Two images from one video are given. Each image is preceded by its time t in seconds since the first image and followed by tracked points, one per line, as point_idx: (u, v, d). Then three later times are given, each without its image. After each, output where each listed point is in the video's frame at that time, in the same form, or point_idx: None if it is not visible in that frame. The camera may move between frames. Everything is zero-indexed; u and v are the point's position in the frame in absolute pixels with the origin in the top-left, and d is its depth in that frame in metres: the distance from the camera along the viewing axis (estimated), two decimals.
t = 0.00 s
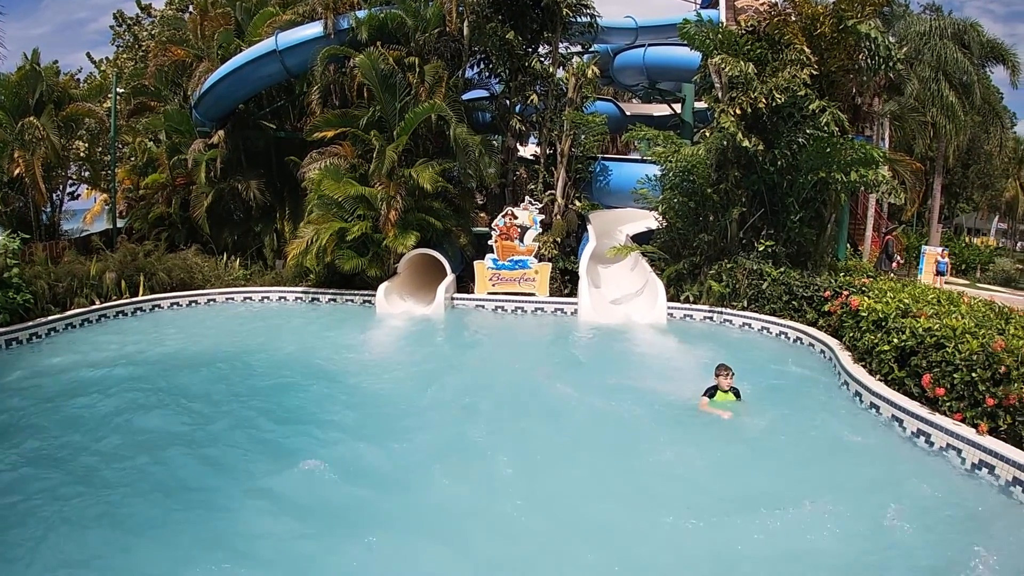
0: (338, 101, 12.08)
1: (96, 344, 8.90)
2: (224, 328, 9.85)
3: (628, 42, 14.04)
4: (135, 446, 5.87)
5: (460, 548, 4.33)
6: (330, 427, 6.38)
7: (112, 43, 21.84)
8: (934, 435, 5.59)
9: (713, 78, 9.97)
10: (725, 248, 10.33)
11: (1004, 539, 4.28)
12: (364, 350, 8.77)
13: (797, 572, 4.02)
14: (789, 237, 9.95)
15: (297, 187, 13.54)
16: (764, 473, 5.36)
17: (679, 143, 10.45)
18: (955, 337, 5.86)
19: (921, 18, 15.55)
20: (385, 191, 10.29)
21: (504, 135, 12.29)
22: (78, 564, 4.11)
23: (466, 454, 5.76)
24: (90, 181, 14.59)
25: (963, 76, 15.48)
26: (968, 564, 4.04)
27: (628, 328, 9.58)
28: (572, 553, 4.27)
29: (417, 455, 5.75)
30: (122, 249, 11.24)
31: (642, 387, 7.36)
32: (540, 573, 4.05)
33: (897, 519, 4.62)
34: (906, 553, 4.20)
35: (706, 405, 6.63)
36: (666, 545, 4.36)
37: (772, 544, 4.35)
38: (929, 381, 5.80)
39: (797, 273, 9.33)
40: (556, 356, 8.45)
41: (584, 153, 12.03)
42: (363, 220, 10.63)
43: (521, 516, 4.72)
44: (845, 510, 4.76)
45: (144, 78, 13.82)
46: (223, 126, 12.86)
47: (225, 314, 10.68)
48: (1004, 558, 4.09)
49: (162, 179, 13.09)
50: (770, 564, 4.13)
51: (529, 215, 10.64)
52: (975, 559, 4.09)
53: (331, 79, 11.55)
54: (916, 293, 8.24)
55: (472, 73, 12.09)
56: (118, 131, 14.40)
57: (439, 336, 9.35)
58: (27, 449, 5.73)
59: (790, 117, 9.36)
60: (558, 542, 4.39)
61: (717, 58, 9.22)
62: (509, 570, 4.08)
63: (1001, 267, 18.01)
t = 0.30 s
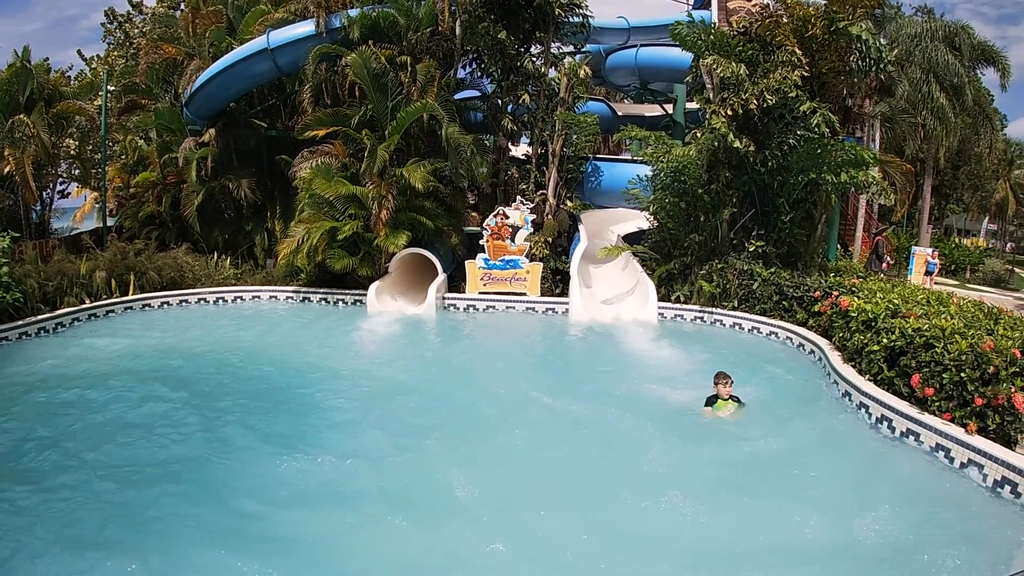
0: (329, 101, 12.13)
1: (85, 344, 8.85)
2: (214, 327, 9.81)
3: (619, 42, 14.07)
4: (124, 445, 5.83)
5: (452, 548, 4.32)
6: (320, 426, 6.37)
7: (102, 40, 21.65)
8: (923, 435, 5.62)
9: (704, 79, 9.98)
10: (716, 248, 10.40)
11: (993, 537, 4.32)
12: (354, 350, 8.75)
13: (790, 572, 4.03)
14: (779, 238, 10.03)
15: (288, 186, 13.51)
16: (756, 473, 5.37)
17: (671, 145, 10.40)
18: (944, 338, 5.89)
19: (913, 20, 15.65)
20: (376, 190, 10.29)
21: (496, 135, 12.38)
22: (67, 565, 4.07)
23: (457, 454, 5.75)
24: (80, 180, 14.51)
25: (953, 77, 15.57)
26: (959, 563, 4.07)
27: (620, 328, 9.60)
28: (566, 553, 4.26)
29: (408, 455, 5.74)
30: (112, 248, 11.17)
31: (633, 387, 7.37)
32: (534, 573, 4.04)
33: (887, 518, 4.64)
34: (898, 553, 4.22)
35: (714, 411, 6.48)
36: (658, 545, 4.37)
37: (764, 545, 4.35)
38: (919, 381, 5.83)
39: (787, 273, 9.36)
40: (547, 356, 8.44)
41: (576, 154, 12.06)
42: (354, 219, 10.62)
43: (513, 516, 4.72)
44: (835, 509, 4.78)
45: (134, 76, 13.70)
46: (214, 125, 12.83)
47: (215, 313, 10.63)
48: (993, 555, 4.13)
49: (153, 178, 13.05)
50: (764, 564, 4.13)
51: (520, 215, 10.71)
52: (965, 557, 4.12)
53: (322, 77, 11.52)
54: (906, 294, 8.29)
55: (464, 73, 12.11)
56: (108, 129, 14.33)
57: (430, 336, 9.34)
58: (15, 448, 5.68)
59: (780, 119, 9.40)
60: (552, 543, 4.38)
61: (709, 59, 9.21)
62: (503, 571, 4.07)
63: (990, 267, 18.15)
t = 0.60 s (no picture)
0: (323, 99, 11.99)
1: (78, 342, 8.82)
2: (208, 326, 9.79)
3: (614, 41, 13.99)
4: (117, 445, 5.81)
5: (444, 548, 4.32)
6: (313, 425, 6.36)
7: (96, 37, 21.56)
8: (915, 434, 5.65)
9: (698, 78, 9.96)
10: (710, 247, 10.41)
11: (984, 536, 4.35)
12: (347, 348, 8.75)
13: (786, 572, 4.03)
14: (773, 237, 10.07)
15: (282, 184, 13.47)
16: (751, 473, 5.37)
17: (664, 143, 10.52)
18: (937, 336, 5.92)
19: (906, 20, 15.72)
20: (370, 188, 10.31)
21: (490, 134, 12.36)
22: (61, 565, 4.05)
23: (450, 453, 5.75)
24: (73, 178, 14.46)
25: (947, 78, 15.64)
26: (954, 562, 4.08)
27: (614, 328, 9.61)
28: (562, 553, 4.25)
29: (401, 454, 5.73)
30: (105, 247, 11.14)
31: (627, 386, 7.38)
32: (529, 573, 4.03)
33: (879, 517, 4.66)
34: (894, 553, 4.22)
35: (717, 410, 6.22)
36: (651, 544, 4.37)
37: (756, 543, 4.36)
38: (911, 379, 5.86)
39: (780, 272, 9.39)
40: (541, 355, 8.45)
41: (570, 152, 12.16)
42: (348, 218, 10.61)
43: (507, 515, 4.72)
44: (827, 509, 4.80)
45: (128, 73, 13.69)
46: (207, 122, 12.81)
47: (208, 312, 10.60)
48: (984, 554, 4.15)
49: (146, 176, 13.08)
50: (760, 564, 4.13)
51: (514, 214, 10.68)
52: (956, 556, 4.14)
53: (316, 76, 11.47)
54: (898, 294, 8.32)
55: (458, 71, 12.15)
56: (102, 127, 14.28)
57: (423, 335, 9.34)
58: (6, 447, 5.66)
59: (774, 118, 9.45)
60: (548, 543, 4.36)
61: (703, 58, 9.26)
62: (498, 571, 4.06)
63: (983, 267, 18.26)
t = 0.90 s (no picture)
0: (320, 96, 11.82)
1: (74, 339, 8.81)
2: (204, 323, 9.78)
3: (613, 40, 14.02)
4: (114, 443, 5.78)
5: (440, 545, 4.32)
6: (309, 423, 6.36)
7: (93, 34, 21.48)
8: (911, 432, 5.67)
9: (696, 76, 9.98)
10: (706, 246, 10.44)
11: (980, 534, 4.37)
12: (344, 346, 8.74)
13: (784, 570, 4.03)
14: (770, 235, 10.06)
15: (279, 181, 13.42)
16: (747, 471, 5.38)
17: (662, 142, 10.45)
18: (933, 335, 5.93)
19: (904, 20, 15.74)
20: (367, 186, 10.32)
21: (488, 131, 12.31)
22: (55, 563, 4.03)
23: (447, 451, 5.75)
24: (70, 175, 14.43)
25: (944, 77, 15.64)
26: (950, 560, 4.09)
27: (611, 326, 9.61)
28: (560, 552, 4.25)
29: (398, 452, 5.73)
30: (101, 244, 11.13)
31: (624, 384, 7.38)
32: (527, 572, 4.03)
33: (875, 515, 4.67)
34: (891, 551, 4.23)
35: (721, 413, 6.15)
36: (647, 542, 4.38)
37: (751, 541, 4.38)
38: (907, 378, 5.87)
39: (777, 271, 9.40)
40: (538, 353, 8.45)
41: (567, 151, 12.17)
42: (345, 215, 10.62)
43: (504, 513, 4.73)
44: (823, 507, 4.81)
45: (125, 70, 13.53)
46: (204, 120, 12.78)
47: (204, 309, 10.59)
48: (979, 552, 4.16)
49: (143, 173, 13.08)
50: (758, 563, 4.13)
51: (511, 212, 10.65)
52: (952, 555, 4.16)
53: (313, 73, 11.44)
54: (895, 292, 8.33)
55: (456, 69, 12.16)
56: (98, 124, 14.26)
57: (420, 333, 9.33)
58: (2, 444, 5.65)
59: (772, 117, 9.42)
60: (545, 541, 4.36)
61: (700, 56, 9.27)
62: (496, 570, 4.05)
63: (979, 267, 18.32)
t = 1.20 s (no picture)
0: (321, 94, 11.89)
1: (75, 338, 8.79)
2: (205, 322, 9.77)
3: (613, 38, 14.09)
4: (115, 443, 5.76)
5: (442, 544, 4.32)
6: (309, 422, 6.34)
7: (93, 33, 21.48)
8: (911, 431, 5.67)
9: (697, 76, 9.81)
10: (707, 245, 10.42)
11: (982, 532, 4.37)
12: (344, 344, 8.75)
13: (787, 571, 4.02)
14: (771, 234, 10.05)
15: (280, 180, 13.42)
16: (749, 469, 5.38)
17: (663, 141, 10.38)
18: (933, 334, 5.93)
19: (904, 19, 15.78)
20: (368, 184, 10.30)
21: (488, 130, 12.30)
22: (54, 564, 4.01)
23: (447, 449, 5.74)
24: (70, 173, 14.41)
25: (945, 77, 15.64)
26: (954, 558, 4.10)
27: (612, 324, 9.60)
28: (564, 551, 4.25)
29: (398, 451, 5.72)
30: (102, 243, 11.12)
31: (625, 383, 7.38)
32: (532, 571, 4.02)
33: (875, 513, 4.68)
34: (895, 550, 4.22)
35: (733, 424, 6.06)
36: (647, 541, 4.37)
37: (755, 540, 4.36)
38: (908, 377, 5.87)
39: (778, 270, 9.39)
40: (538, 352, 8.44)
41: (569, 149, 12.23)
42: (346, 213, 10.62)
43: (506, 512, 4.71)
44: (826, 505, 4.81)
45: (126, 69, 13.64)
46: (204, 118, 12.75)
47: (205, 308, 10.59)
48: (983, 551, 4.16)
49: (143, 172, 13.02)
50: (763, 563, 4.12)
51: (512, 211, 10.64)
52: (954, 554, 4.16)
53: (315, 71, 11.53)
54: (896, 291, 8.33)
55: (457, 67, 12.31)
56: (99, 122, 14.27)
57: (421, 331, 9.34)
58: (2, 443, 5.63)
59: (773, 116, 9.44)
60: (551, 540, 4.36)
61: (702, 55, 9.27)
62: (501, 569, 4.04)
63: (979, 266, 18.33)
